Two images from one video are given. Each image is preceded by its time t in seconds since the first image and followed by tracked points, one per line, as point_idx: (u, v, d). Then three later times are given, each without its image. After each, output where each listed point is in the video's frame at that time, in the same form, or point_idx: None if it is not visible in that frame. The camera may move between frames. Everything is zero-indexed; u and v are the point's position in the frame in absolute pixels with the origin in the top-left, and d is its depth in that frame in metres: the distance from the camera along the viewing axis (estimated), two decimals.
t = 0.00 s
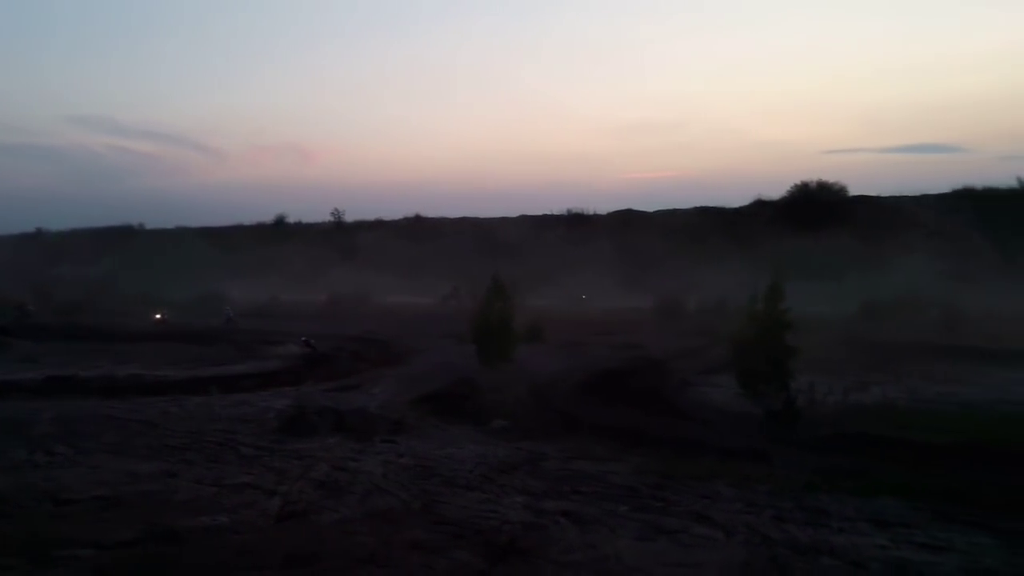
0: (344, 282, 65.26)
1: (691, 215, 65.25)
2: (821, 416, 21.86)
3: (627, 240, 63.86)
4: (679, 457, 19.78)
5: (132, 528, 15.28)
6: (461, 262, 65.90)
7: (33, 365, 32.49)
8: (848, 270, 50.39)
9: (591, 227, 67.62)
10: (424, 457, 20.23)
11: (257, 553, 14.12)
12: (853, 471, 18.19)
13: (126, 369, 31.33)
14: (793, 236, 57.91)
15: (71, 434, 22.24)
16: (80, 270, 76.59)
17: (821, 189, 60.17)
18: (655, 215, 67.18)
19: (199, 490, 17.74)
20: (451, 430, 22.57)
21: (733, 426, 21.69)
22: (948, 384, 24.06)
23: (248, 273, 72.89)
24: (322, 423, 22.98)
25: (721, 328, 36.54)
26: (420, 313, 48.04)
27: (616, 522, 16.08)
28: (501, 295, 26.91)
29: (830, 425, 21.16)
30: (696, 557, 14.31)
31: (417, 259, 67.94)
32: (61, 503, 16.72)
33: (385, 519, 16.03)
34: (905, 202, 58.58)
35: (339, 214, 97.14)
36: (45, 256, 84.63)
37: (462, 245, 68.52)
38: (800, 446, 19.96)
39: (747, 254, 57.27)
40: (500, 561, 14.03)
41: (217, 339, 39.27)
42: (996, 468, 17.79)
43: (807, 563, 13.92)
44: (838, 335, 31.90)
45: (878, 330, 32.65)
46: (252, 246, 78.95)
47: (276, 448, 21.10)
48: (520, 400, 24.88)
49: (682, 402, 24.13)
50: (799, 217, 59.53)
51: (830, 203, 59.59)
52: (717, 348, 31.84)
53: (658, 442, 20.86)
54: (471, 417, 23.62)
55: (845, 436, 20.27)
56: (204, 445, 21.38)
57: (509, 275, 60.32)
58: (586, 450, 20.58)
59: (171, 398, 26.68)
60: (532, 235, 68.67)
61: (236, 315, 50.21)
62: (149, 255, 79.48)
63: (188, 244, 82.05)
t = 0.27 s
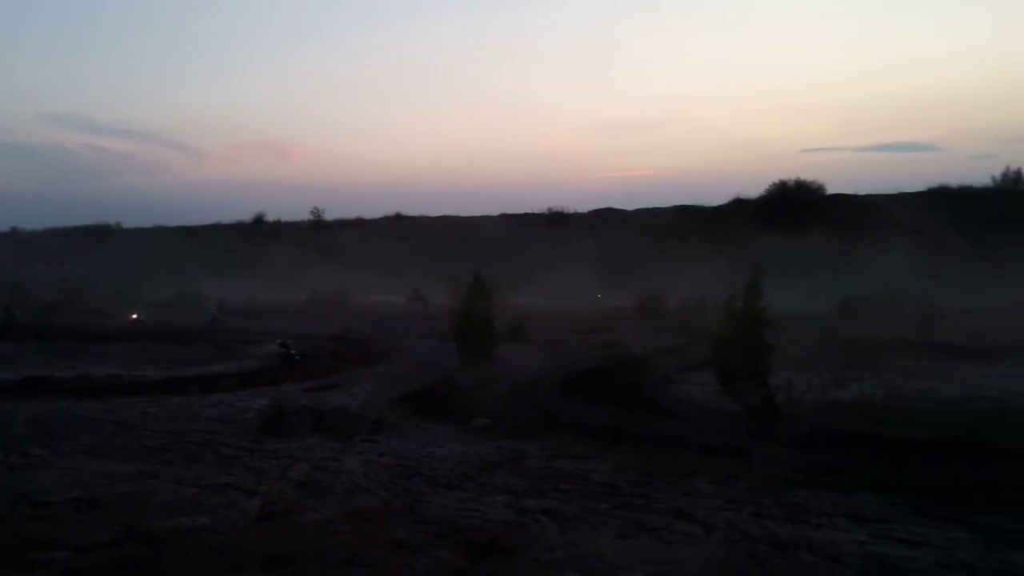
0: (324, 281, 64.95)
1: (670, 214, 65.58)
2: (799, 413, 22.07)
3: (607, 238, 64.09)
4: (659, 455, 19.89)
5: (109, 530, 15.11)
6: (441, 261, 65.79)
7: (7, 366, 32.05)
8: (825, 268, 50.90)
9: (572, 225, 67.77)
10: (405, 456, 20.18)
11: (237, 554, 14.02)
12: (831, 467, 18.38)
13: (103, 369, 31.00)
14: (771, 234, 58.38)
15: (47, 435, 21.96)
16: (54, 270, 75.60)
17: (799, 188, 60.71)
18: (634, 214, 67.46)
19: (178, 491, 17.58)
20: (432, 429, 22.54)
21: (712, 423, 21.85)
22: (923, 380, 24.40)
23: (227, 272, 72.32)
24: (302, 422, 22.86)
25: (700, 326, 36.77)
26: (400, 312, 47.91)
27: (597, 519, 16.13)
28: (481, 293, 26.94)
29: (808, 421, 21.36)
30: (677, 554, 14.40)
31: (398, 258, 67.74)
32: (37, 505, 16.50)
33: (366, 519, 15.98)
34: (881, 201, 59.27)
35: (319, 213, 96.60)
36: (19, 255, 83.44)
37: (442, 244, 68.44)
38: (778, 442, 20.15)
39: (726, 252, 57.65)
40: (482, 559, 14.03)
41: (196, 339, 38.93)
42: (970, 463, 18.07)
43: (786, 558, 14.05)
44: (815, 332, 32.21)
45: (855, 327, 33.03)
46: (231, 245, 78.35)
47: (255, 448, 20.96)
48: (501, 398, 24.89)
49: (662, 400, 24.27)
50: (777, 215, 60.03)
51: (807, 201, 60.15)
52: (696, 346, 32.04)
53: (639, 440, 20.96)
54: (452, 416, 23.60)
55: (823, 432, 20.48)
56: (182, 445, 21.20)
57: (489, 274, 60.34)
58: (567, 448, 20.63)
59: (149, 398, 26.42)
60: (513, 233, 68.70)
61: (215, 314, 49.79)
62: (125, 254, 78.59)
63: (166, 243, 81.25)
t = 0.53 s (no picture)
0: (302, 281, 64.58)
1: (650, 214, 65.88)
2: (776, 412, 22.27)
3: (586, 238, 64.27)
4: (638, 454, 19.99)
5: (83, 534, 14.93)
6: (421, 261, 65.64)
7: None
8: (801, 268, 51.36)
9: (551, 226, 67.88)
10: (384, 458, 20.11)
11: (214, 557, 13.90)
12: (808, 466, 18.56)
13: (77, 370, 30.63)
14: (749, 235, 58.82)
15: (19, 438, 21.65)
16: (28, 270, 74.54)
17: (776, 190, 61.24)
18: (614, 214, 67.70)
19: (154, 495, 17.40)
20: (412, 430, 22.49)
21: (691, 423, 21.97)
22: (898, 379, 24.71)
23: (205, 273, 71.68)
24: (280, 424, 22.72)
25: (679, 326, 36.98)
26: (380, 312, 47.73)
27: (576, 519, 16.18)
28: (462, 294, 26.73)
29: (785, 421, 21.55)
30: (655, 553, 14.47)
31: (377, 258, 67.47)
32: (9, 509, 16.27)
33: (345, 521, 15.91)
34: (856, 202, 59.95)
35: (298, 212, 95.95)
36: None
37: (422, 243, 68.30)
38: (756, 441, 20.32)
39: (704, 252, 58.01)
40: (461, 560, 14.02)
41: (173, 340, 38.56)
42: (944, 461, 18.32)
43: (763, 557, 14.17)
44: (792, 332, 32.51)
45: (831, 327, 33.38)
46: (208, 244, 77.69)
47: (233, 451, 20.79)
48: (481, 399, 24.88)
49: (641, 399, 24.39)
50: (754, 216, 60.51)
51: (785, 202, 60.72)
52: (675, 346, 32.21)
53: (618, 440, 21.04)
54: (432, 417, 23.56)
55: (800, 431, 20.67)
56: (159, 448, 20.98)
57: (469, 274, 60.31)
58: (546, 448, 20.66)
59: (125, 400, 26.13)
60: (493, 233, 68.68)
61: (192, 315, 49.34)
62: (101, 254, 77.64)
63: (142, 242, 80.37)
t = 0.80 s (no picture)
0: (272, 281, 64.01)
1: (621, 216, 66.23)
2: (745, 412, 22.51)
3: (558, 239, 64.46)
4: (609, 454, 20.09)
5: (46, 539, 14.65)
6: (393, 261, 65.37)
7: None
8: (769, 270, 51.97)
9: (524, 227, 67.98)
10: (355, 459, 19.99)
11: (181, 561, 13.72)
12: (776, 464, 18.78)
13: (41, 372, 30.07)
14: (718, 237, 59.41)
15: None
16: None
17: (745, 192, 61.89)
18: (585, 215, 67.99)
19: (120, 499, 17.14)
20: (383, 432, 22.39)
21: (662, 423, 22.11)
22: (863, 378, 25.11)
23: (173, 274, 70.78)
24: (249, 426, 22.49)
25: (650, 326, 37.23)
26: (351, 313, 47.46)
27: (548, 520, 16.21)
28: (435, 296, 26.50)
29: (754, 420, 21.78)
30: (626, 552, 14.55)
31: (348, 259, 67.09)
32: None
33: (315, 523, 15.79)
34: (823, 204, 60.83)
35: (268, 212, 95.09)
36: None
37: (394, 244, 68.03)
38: (725, 440, 20.51)
39: (675, 254, 58.49)
40: (432, 562, 13.98)
41: (139, 341, 38.02)
42: (909, 459, 18.63)
43: (732, 555, 14.31)
44: (760, 332, 32.90)
45: (798, 327, 33.82)
46: (176, 244, 76.71)
47: (202, 453, 20.55)
48: (453, 400, 24.83)
49: (612, 399, 24.51)
50: (724, 218, 61.15)
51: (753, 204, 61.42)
52: (646, 346, 32.44)
53: (589, 440, 21.12)
54: (403, 418, 23.47)
55: (768, 430, 20.90)
56: (125, 451, 20.67)
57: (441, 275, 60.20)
58: (518, 449, 20.68)
59: (90, 403, 25.71)
60: (465, 233, 68.60)
61: (159, 317, 48.68)
62: (65, 254, 76.32)
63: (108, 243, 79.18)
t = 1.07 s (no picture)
0: (247, 282, 63.47)
1: (597, 216, 66.45)
2: (719, 411, 22.69)
3: (535, 239, 64.54)
4: (585, 454, 20.14)
5: (16, 545, 14.42)
6: (369, 262, 65.07)
7: None
8: (743, 270, 52.37)
9: (500, 227, 67.97)
10: (331, 462, 19.88)
11: (154, 565, 13.57)
12: (750, 463, 18.94)
13: (10, 376, 29.58)
14: (693, 237, 59.79)
15: None
16: None
17: (720, 193, 62.35)
18: (562, 215, 68.12)
19: (92, 503, 16.91)
20: (359, 434, 22.28)
21: (637, 422, 22.21)
22: (835, 377, 25.42)
23: (145, 276, 69.93)
24: (224, 428, 22.28)
25: (625, 327, 37.38)
26: (326, 315, 47.18)
27: (525, 520, 16.23)
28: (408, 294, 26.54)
29: (729, 419, 21.96)
30: (602, 552, 14.60)
31: (324, 259, 66.71)
32: None
33: (290, 526, 15.69)
34: (797, 205, 61.48)
35: (241, 211, 94.22)
36: None
37: (369, 244, 67.71)
38: (700, 439, 20.64)
39: (650, 254, 58.80)
40: (408, 563, 13.94)
41: (110, 343, 37.51)
42: (880, 456, 18.88)
43: (707, 553, 14.41)
44: (735, 332, 33.17)
45: (772, 327, 34.14)
46: (148, 245, 75.81)
47: (175, 457, 20.33)
48: (429, 401, 24.78)
49: (589, 399, 24.58)
50: (698, 218, 61.58)
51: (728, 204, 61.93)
52: (621, 346, 32.58)
53: (566, 440, 21.17)
54: (380, 420, 23.37)
55: (742, 428, 21.08)
56: (96, 455, 20.39)
57: (417, 276, 60.03)
58: (495, 449, 20.68)
59: (60, 406, 25.32)
60: (441, 234, 68.46)
61: (131, 319, 48.07)
62: (34, 255, 75.11)
63: (78, 244, 78.04)
